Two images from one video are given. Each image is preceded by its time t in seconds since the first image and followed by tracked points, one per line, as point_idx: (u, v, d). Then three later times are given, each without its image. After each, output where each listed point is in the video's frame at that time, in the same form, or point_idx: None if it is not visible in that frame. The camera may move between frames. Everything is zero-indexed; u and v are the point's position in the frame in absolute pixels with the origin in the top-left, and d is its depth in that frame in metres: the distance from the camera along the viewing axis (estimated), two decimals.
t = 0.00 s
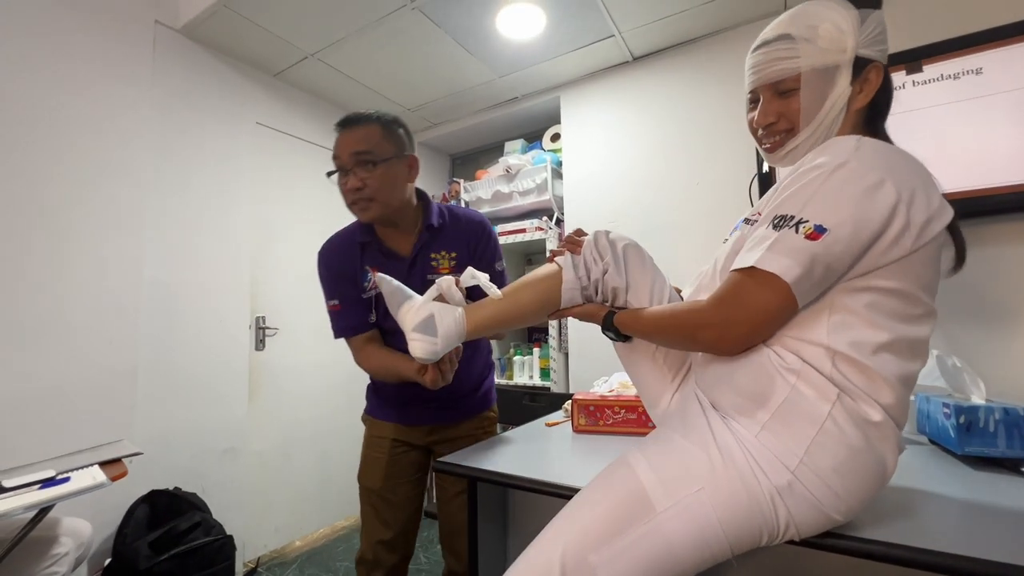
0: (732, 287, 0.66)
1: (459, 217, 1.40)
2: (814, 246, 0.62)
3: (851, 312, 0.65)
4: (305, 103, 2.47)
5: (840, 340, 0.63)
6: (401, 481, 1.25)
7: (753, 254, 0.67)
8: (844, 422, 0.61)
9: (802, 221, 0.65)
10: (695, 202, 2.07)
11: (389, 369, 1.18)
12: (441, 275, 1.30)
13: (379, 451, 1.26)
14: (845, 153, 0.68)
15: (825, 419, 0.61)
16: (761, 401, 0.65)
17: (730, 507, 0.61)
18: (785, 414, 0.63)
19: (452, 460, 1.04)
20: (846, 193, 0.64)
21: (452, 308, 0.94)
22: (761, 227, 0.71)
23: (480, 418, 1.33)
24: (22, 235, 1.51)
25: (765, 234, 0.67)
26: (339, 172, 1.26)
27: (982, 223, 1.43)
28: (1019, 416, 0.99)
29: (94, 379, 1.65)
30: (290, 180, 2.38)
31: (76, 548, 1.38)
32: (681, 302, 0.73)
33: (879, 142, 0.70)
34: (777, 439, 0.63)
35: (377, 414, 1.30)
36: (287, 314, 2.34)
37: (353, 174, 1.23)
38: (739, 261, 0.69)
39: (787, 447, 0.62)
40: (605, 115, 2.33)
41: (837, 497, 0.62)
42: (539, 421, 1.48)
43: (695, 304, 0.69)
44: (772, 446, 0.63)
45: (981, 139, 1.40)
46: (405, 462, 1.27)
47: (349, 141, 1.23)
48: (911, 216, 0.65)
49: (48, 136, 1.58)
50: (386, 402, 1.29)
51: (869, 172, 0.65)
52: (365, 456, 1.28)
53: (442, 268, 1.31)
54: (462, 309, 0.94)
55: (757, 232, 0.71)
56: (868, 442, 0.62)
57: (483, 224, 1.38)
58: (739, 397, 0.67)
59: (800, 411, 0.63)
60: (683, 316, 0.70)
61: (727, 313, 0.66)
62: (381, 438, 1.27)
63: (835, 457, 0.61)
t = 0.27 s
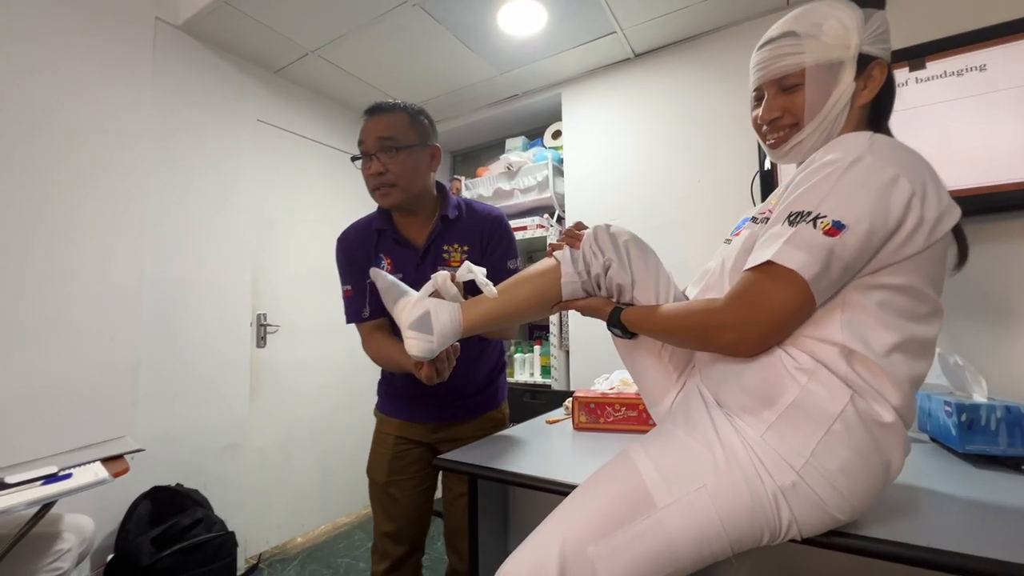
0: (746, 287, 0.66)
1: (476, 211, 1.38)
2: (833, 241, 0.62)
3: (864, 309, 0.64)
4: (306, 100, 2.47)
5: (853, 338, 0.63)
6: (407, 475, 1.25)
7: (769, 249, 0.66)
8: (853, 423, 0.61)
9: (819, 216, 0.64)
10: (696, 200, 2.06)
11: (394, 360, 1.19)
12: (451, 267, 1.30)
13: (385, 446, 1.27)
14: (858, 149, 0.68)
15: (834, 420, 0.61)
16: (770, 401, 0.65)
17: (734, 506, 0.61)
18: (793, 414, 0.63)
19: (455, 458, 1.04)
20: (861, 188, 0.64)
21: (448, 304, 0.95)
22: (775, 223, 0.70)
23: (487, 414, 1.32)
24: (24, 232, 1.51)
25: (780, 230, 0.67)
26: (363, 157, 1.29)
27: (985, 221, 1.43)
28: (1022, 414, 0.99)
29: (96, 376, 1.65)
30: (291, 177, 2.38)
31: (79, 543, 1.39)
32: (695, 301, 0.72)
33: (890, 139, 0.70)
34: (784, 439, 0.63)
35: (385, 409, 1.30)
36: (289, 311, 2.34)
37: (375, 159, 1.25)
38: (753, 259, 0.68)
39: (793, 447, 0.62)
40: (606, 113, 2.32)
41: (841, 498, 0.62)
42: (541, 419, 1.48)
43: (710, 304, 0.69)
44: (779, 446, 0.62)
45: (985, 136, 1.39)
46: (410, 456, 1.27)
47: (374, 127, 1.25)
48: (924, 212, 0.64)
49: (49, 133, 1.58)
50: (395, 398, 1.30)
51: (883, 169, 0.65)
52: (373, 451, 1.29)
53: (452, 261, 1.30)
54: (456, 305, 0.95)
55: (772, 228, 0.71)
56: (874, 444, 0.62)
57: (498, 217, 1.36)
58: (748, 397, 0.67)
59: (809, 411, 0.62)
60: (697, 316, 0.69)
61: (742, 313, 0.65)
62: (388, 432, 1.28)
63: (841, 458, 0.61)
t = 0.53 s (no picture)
0: (753, 280, 0.65)
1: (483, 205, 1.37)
2: (842, 233, 0.61)
3: (873, 302, 0.63)
4: (308, 93, 2.46)
5: (862, 331, 0.62)
6: (411, 470, 1.25)
7: (777, 241, 0.65)
8: (861, 417, 0.60)
9: (828, 207, 0.63)
10: (701, 194, 2.04)
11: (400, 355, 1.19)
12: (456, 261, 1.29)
13: (391, 440, 1.27)
14: (868, 139, 0.66)
15: (842, 414, 0.60)
16: (776, 395, 0.64)
17: (740, 502, 0.60)
18: (800, 408, 0.62)
19: (457, 452, 1.03)
20: (870, 180, 0.63)
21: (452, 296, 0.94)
22: (783, 215, 0.69)
23: (493, 410, 1.31)
24: (26, 225, 1.51)
25: (788, 222, 0.66)
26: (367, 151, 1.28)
27: (993, 216, 1.42)
28: None
29: (100, 369, 1.65)
30: (293, 170, 2.37)
31: (84, 535, 1.39)
32: (701, 295, 0.72)
33: (900, 129, 0.68)
34: (791, 434, 0.62)
35: (391, 404, 1.31)
36: (292, 305, 2.34)
37: (379, 153, 1.25)
38: (761, 252, 0.68)
39: (800, 442, 0.61)
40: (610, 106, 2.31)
41: (848, 492, 0.61)
42: (543, 413, 1.48)
43: (716, 298, 0.68)
44: (785, 441, 0.62)
45: (996, 129, 1.37)
46: (416, 452, 1.26)
47: (377, 121, 1.24)
48: (934, 203, 0.63)
49: (51, 125, 1.58)
50: (401, 393, 1.30)
51: (893, 159, 0.64)
52: (379, 445, 1.30)
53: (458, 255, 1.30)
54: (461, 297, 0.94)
55: (779, 220, 0.70)
56: (882, 438, 0.61)
57: (505, 210, 1.34)
58: (754, 391, 0.66)
59: (816, 405, 0.62)
60: (703, 310, 0.69)
61: (748, 307, 0.65)
62: (393, 427, 1.28)
63: (848, 452, 0.60)
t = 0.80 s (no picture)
0: (757, 278, 0.65)
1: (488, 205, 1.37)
2: (846, 231, 0.61)
3: (878, 300, 0.63)
4: (312, 92, 2.46)
5: (866, 329, 0.62)
6: (415, 468, 1.26)
7: (781, 239, 0.65)
8: (865, 416, 0.60)
9: (832, 206, 0.63)
10: (706, 192, 2.04)
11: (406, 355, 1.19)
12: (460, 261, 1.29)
13: (396, 438, 1.28)
14: (872, 137, 0.66)
15: (846, 413, 0.60)
16: (780, 394, 0.64)
17: (744, 502, 0.60)
18: (804, 407, 0.62)
19: (461, 451, 1.03)
20: (876, 178, 0.62)
21: (455, 296, 0.94)
22: (788, 213, 0.69)
23: (498, 409, 1.31)
24: (34, 225, 1.52)
25: (792, 220, 0.66)
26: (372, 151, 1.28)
27: (1002, 214, 1.40)
28: None
29: (106, 367, 1.67)
30: (297, 169, 2.38)
31: (91, 531, 1.40)
32: (705, 294, 0.71)
33: (906, 127, 0.68)
34: (795, 433, 0.62)
35: (397, 403, 1.31)
36: (297, 304, 2.35)
37: (384, 153, 1.25)
38: (765, 250, 0.67)
39: (804, 440, 0.61)
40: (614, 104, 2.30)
41: (853, 491, 0.61)
42: (547, 412, 1.48)
43: (719, 297, 0.68)
44: (790, 440, 0.61)
45: (1004, 126, 1.36)
46: (420, 450, 1.27)
47: (382, 122, 1.24)
48: (940, 201, 0.63)
49: (58, 125, 1.59)
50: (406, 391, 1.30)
51: (898, 157, 0.63)
52: (385, 444, 1.30)
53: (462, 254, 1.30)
54: (463, 297, 0.94)
55: (784, 218, 0.69)
56: (887, 437, 0.61)
57: (510, 209, 1.34)
58: (757, 390, 0.66)
59: (821, 404, 0.61)
60: (706, 309, 0.69)
61: (752, 305, 0.64)
62: (399, 425, 1.28)
63: (853, 451, 0.60)
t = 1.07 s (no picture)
0: (758, 279, 0.65)
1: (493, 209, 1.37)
2: (848, 232, 0.61)
3: (880, 301, 0.63)
4: (316, 97, 2.48)
5: (868, 331, 0.61)
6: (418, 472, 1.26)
7: (782, 240, 0.65)
8: (870, 417, 0.60)
9: (834, 206, 0.63)
10: (709, 194, 2.03)
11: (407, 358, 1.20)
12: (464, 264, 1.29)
13: (400, 441, 1.28)
14: (874, 138, 0.66)
15: (850, 415, 0.60)
16: (783, 396, 0.64)
17: (749, 505, 0.60)
18: (808, 408, 0.62)
19: (465, 454, 1.04)
20: (878, 179, 0.62)
21: (459, 301, 0.95)
22: (790, 214, 0.69)
23: (501, 412, 1.31)
24: (41, 229, 1.54)
25: (794, 221, 0.66)
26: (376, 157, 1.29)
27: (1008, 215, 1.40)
28: None
29: (112, 370, 1.68)
30: (301, 174, 2.39)
31: (97, 535, 1.41)
32: (707, 295, 0.71)
33: (907, 128, 0.68)
34: (799, 435, 0.61)
35: (401, 406, 1.32)
36: (301, 308, 2.36)
37: (388, 160, 1.25)
38: (767, 251, 0.67)
39: (808, 442, 0.61)
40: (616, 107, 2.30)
41: (859, 493, 0.61)
42: (550, 415, 1.47)
43: (721, 298, 0.68)
44: (794, 442, 0.61)
45: (1010, 127, 1.35)
46: (423, 454, 1.27)
47: (387, 129, 1.25)
48: (942, 202, 0.63)
49: (65, 131, 1.61)
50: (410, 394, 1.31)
51: (900, 158, 0.63)
52: (390, 447, 1.31)
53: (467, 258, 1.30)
54: (468, 302, 0.94)
55: (786, 219, 0.69)
56: (892, 438, 0.60)
57: (513, 215, 1.35)
58: (761, 391, 0.66)
59: (825, 405, 0.61)
60: (708, 310, 0.69)
61: (753, 306, 0.64)
62: (403, 428, 1.29)
63: (857, 453, 0.59)
